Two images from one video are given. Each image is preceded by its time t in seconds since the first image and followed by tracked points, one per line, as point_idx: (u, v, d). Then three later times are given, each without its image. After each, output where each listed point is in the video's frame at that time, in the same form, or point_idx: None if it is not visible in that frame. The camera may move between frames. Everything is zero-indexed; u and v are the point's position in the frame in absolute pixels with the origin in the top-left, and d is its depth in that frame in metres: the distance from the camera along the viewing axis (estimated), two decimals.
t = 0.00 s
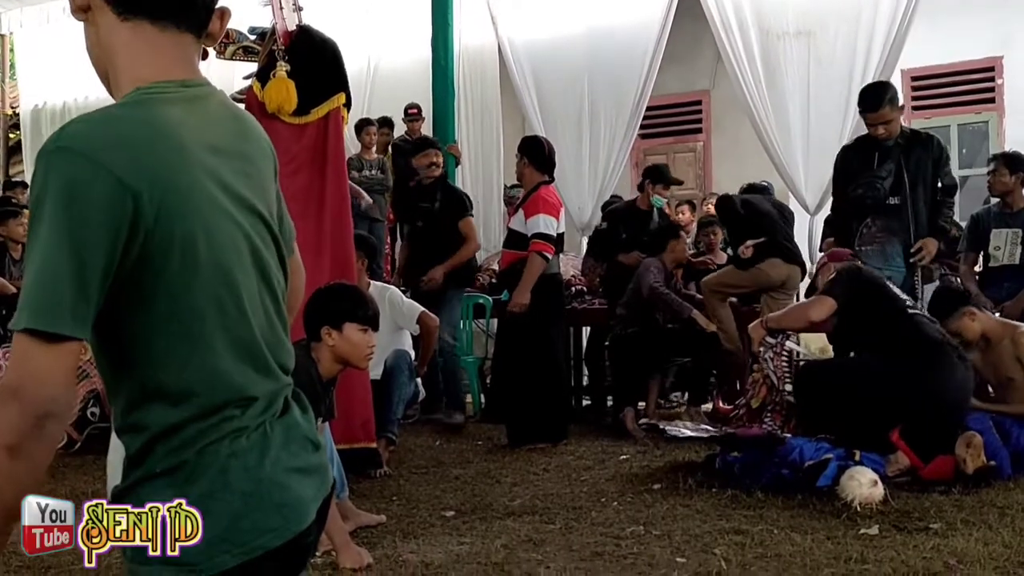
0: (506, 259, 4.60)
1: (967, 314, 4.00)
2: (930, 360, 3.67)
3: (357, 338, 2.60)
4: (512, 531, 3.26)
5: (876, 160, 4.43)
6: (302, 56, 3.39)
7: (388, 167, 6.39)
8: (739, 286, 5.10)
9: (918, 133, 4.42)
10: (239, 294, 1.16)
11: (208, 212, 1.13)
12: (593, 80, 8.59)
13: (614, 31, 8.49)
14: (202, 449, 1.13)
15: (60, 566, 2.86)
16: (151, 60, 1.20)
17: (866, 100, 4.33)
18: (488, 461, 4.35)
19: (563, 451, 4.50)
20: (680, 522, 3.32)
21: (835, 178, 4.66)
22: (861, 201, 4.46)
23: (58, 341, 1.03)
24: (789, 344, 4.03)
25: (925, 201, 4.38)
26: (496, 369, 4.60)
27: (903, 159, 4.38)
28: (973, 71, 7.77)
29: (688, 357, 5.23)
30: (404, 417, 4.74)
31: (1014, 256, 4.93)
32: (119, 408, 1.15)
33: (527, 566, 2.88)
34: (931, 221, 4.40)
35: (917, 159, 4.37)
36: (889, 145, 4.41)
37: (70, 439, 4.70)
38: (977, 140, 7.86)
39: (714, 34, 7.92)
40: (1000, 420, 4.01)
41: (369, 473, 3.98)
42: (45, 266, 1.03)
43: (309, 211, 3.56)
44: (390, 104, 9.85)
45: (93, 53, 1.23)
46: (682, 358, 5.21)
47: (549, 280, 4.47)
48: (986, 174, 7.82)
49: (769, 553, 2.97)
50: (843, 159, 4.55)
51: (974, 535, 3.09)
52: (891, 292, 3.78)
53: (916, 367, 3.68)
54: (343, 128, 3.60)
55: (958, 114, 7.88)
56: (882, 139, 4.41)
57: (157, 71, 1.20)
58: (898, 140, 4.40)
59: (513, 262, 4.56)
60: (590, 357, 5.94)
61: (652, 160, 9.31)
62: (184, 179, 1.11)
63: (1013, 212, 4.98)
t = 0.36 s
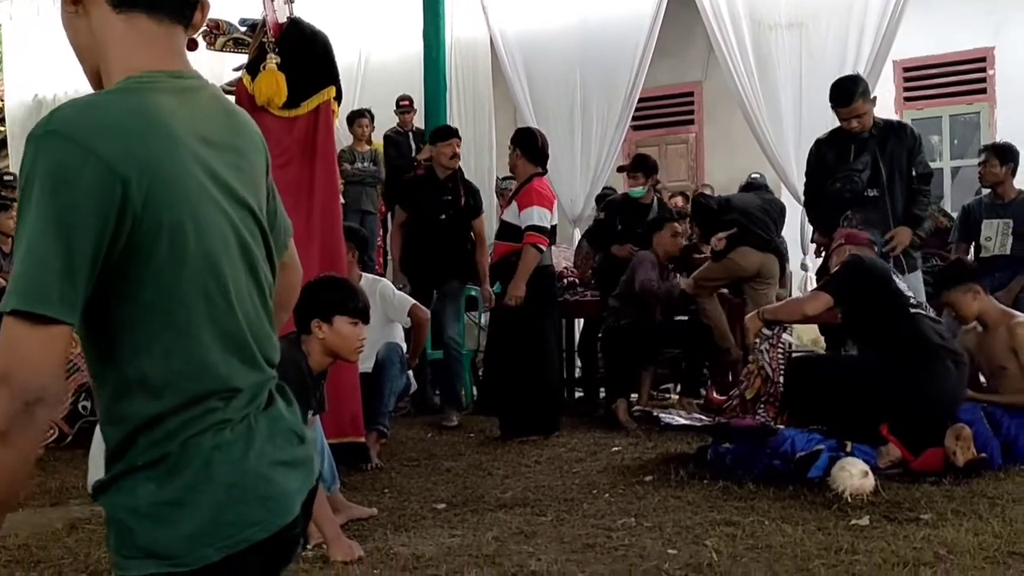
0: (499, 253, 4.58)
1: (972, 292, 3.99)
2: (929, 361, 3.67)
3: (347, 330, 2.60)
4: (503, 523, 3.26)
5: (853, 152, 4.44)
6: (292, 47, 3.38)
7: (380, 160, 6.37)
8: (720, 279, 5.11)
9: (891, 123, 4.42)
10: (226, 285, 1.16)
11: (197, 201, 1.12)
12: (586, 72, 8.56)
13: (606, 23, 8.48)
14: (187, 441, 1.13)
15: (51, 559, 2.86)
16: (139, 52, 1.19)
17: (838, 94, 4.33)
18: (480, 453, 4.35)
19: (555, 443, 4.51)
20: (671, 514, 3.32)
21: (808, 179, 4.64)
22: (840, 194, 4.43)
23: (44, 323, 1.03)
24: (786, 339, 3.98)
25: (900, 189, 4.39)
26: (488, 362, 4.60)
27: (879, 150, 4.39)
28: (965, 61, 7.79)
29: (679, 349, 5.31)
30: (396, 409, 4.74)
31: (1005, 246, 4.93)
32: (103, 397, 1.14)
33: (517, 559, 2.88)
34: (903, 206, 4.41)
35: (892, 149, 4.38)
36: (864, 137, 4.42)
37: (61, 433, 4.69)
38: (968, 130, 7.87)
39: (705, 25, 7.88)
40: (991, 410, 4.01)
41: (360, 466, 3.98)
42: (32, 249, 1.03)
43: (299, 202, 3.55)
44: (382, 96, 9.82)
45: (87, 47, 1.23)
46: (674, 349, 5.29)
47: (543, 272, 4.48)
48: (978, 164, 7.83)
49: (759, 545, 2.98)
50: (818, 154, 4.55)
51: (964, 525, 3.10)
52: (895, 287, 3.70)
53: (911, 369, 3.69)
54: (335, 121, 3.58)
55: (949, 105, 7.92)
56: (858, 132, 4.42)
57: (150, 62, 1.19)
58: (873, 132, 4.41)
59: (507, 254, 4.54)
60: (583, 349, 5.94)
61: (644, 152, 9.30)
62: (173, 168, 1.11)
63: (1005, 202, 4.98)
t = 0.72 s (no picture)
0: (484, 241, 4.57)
1: (969, 272, 4.05)
2: (914, 349, 3.69)
3: (332, 318, 2.58)
4: (489, 511, 3.26)
5: (843, 137, 4.43)
6: (276, 33, 3.37)
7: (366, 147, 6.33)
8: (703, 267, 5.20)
9: (884, 109, 4.43)
10: (202, 267, 1.15)
11: (172, 182, 1.11)
12: (571, 60, 8.54)
13: (591, 11, 8.47)
14: (161, 426, 1.12)
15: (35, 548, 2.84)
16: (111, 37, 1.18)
17: (832, 77, 4.35)
18: (466, 441, 4.35)
19: (541, 430, 4.51)
20: (657, 500, 3.32)
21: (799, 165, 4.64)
22: (830, 180, 4.45)
23: (21, 303, 1.01)
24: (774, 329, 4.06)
25: (890, 175, 4.40)
26: (473, 350, 4.60)
27: (869, 135, 4.40)
28: (949, 48, 7.87)
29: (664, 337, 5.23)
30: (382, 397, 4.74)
31: (989, 232, 4.94)
32: (75, 382, 1.13)
33: (503, 546, 2.88)
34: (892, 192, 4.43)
35: (882, 135, 4.38)
36: (857, 121, 4.42)
37: (45, 423, 4.66)
38: (953, 117, 7.95)
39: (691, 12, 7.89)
40: (976, 395, 4.00)
41: (346, 454, 3.97)
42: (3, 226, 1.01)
43: (283, 188, 3.52)
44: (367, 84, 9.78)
45: (60, 34, 1.21)
46: (660, 338, 5.21)
47: (529, 260, 4.48)
48: (963, 150, 7.90)
49: (744, 530, 2.98)
50: (810, 139, 4.54)
51: (948, 510, 3.11)
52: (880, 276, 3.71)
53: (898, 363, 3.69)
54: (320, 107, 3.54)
55: (934, 92, 8.00)
56: (850, 116, 4.41)
57: (125, 46, 1.18)
58: (866, 117, 4.42)
59: (492, 242, 4.53)
60: (569, 336, 5.95)
61: (630, 139, 9.31)
62: (149, 148, 1.10)
63: (988, 188, 5.00)
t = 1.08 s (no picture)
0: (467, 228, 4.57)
1: (957, 256, 4.05)
2: (899, 323, 3.70)
3: (315, 306, 2.52)
4: (474, 497, 3.26)
5: (848, 121, 4.45)
6: (257, 19, 3.33)
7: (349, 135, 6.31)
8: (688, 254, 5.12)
9: (892, 97, 4.42)
10: (171, 250, 1.13)
11: (139, 163, 1.10)
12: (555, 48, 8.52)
13: None
14: (136, 411, 1.10)
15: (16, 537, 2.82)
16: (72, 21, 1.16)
17: (836, 54, 4.34)
18: (450, 428, 4.35)
19: (525, 417, 4.52)
20: (641, 486, 3.33)
21: (805, 141, 4.65)
22: (828, 163, 4.44)
23: None
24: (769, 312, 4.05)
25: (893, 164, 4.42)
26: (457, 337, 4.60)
27: (873, 120, 4.39)
28: (932, 35, 7.95)
29: (648, 322, 5.30)
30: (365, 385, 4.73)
31: (971, 218, 4.96)
32: (47, 370, 1.12)
33: (488, 532, 2.88)
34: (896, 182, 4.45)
35: (886, 121, 4.39)
36: (861, 106, 4.42)
37: (26, 411, 4.63)
38: (935, 104, 8.01)
39: None
40: (957, 380, 4.01)
41: (330, 441, 3.95)
42: None
43: (264, 175, 3.50)
44: (349, 71, 9.73)
45: (22, 16, 1.19)
46: (643, 320, 5.29)
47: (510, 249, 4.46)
48: (944, 137, 7.95)
49: (728, 515, 2.99)
50: (817, 120, 4.56)
51: (930, 494, 3.13)
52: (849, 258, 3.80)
53: (878, 332, 3.70)
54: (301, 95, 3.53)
55: (915, 79, 8.04)
56: (854, 100, 4.43)
57: (89, 30, 1.17)
58: (870, 102, 4.41)
59: (474, 229, 4.53)
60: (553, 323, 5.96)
61: (614, 126, 9.31)
62: (114, 129, 1.08)
63: (970, 174, 5.02)
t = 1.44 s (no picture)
0: (451, 215, 4.57)
1: (942, 245, 4.06)
2: (880, 307, 3.71)
3: (298, 296, 2.48)
4: (458, 487, 3.26)
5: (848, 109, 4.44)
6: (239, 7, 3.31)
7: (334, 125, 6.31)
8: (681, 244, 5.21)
9: (893, 86, 4.40)
10: (141, 236, 1.12)
11: (102, 146, 1.09)
12: (540, 38, 8.50)
13: None
14: (113, 402, 1.09)
15: None
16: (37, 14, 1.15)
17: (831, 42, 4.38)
18: (434, 418, 4.35)
19: (510, 408, 4.53)
20: (625, 476, 3.33)
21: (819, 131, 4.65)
22: (819, 152, 4.45)
23: None
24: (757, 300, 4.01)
25: (887, 156, 4.39)
26: (441, 327, 4.60)
27: (870, 110, 4.38)
28: (916, 26, 8.00)
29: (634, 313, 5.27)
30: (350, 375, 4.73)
31: (955, 207, 4.98)
32: (21, 361, 1.11)
33: (471, 522, 2.88)
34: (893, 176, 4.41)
35: (882, 112, 4.37)
36: (862, 96, 4.41)
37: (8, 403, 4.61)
38: (919, 94, 8.04)
39: None
40: (939, 369, 4.03)
41: (314, 431, 3.94)
42: None
43: (248, 165, 3.47)
44: (334, 61, 9.69)
45: None
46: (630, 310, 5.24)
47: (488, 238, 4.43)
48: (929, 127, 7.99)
49: (712, 504, 3.00)
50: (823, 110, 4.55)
51: (913, 483, 3.14)
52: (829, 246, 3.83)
53: (858, 318, 3.72)
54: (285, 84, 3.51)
55: (899, 69, 8.08)
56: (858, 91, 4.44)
57: (51, 13, 1.15)
58: (871, 93, 4.40)
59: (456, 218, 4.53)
60: (539, 313, 5.96)
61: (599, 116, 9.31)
62: (74, 112, 1.07)
63: (954, 164, 5.04)
